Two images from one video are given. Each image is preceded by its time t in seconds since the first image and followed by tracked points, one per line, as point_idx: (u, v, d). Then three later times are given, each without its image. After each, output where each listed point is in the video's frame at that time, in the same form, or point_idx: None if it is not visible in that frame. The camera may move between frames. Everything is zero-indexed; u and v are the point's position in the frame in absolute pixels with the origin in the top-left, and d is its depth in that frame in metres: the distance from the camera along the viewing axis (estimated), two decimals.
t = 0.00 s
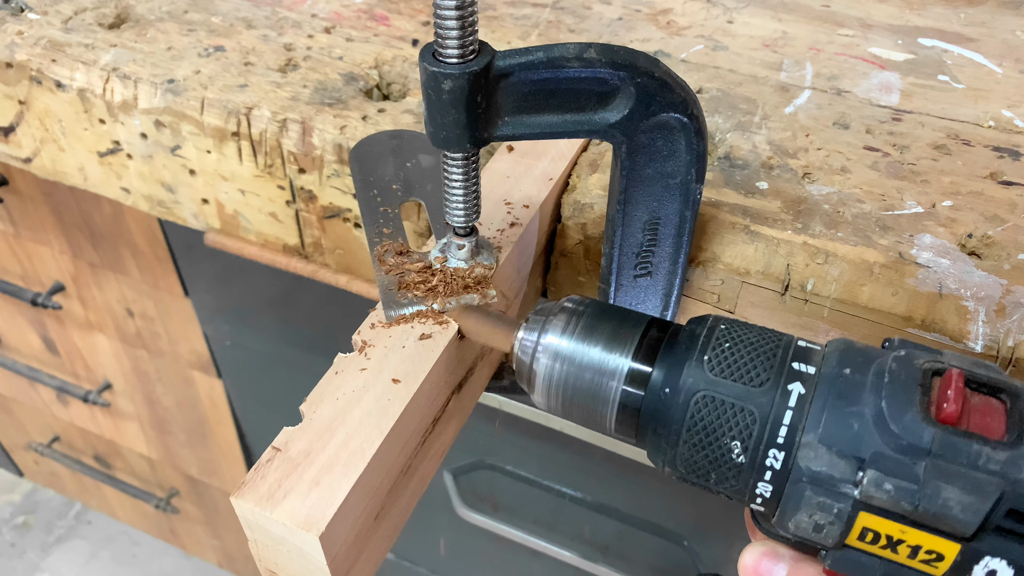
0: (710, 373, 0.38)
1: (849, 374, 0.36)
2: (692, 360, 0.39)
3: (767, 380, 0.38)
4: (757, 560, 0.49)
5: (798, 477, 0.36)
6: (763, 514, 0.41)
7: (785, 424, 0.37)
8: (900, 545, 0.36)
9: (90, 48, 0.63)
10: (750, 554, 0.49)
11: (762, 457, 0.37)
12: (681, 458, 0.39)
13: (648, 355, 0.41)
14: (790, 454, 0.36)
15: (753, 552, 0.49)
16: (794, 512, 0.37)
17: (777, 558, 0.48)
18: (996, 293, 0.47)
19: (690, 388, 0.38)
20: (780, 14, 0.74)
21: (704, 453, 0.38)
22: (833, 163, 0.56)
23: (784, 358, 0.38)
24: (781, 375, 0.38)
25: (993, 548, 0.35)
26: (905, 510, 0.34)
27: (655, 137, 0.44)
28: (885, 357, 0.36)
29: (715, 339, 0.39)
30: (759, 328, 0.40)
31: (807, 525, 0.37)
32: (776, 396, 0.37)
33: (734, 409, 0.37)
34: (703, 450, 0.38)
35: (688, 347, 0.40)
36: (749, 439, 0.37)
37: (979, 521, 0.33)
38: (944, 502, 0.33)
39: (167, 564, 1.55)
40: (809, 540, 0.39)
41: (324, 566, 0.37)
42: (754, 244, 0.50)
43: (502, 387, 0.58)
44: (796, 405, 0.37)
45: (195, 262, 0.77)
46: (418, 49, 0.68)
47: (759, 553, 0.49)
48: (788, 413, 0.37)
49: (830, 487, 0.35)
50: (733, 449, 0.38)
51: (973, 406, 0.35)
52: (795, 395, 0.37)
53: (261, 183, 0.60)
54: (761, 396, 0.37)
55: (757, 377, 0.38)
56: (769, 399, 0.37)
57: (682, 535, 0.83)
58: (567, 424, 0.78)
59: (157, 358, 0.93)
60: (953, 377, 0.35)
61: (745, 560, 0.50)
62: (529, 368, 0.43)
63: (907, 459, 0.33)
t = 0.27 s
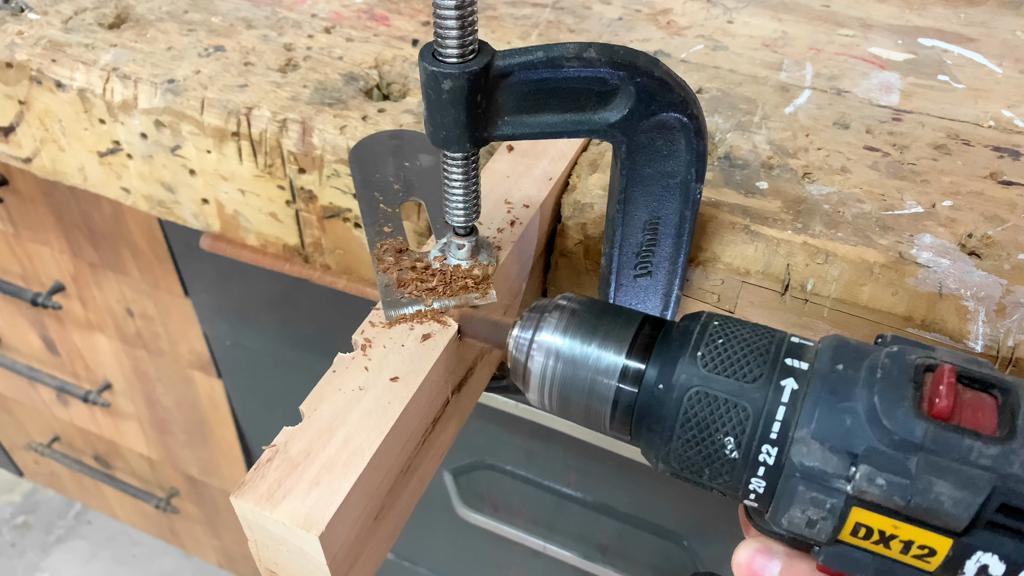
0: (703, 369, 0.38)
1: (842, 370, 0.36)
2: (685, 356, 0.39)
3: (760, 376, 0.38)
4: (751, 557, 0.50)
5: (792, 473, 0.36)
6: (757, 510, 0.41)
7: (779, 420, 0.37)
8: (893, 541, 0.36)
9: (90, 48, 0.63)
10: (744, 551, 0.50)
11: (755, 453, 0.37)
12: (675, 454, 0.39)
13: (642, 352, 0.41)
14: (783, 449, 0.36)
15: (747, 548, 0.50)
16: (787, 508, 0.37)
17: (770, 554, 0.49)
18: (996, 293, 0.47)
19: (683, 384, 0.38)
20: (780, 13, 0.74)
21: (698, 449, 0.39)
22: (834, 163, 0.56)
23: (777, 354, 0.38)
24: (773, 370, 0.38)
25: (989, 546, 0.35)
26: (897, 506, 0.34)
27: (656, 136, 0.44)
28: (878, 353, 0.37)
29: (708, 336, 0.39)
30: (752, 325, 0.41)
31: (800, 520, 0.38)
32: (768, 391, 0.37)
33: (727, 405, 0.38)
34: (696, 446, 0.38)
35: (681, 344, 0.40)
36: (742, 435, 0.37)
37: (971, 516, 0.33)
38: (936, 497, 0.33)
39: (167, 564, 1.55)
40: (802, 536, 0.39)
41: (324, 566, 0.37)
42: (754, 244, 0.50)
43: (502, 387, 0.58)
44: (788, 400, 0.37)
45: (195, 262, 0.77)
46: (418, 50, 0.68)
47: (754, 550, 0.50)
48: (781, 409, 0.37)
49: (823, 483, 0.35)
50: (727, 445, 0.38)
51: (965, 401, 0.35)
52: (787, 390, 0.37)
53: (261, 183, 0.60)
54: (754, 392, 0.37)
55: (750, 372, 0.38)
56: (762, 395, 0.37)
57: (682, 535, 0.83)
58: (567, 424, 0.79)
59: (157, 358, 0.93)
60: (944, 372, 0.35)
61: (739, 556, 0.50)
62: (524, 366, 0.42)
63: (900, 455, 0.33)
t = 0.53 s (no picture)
0: (693, 367, 0.39)
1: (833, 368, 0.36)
2: (676, 354, 0.39)
3: (751, 373, 0.38)
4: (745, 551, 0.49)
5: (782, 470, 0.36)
6: (748, 507, 0.41)
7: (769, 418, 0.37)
8: (882, 537, 0.36)
9: (90, 48, 0.63)
10: (737, 545, 0.49)
11: (745, 451, 0.37)
12: (665, 451, 0.39)
13: (634, 350, 0.41)
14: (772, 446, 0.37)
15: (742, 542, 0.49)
16: (777, 506, 0.37)
17: (763, 550, 0.48)
18: (996, 293, 0.47)
19: (673, 382, 0.39)
20: (780, 13, 0.74)
21: (688, 447, 0.39)
22: (834, 163, 0.56)
23: (767, 351, 0.39)
24: (764, 368, 0.38)
25: (988, 545, 0.35)
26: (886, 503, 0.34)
27: (656, 137, 0.44)
28: (867, 349, 0.37)
29: (698, 333, 0.40)
30: (743, 322, 0.41)
31: (791, 518, 0.37)
32: (758, 389, 0.37)
33: (718, 402, 0.38)
34: (687, 443, 0.39)
35: (672, 341, 0.40)
36: (732, 432, 0.38)
37: (958, 513, 0.33)
38: (925, 493, 0.33)
39: (167, 564, 1.55)
40: (792, 532, 0.39)
41: (324, 566, 0.37)
42: (754, 244, 0.50)
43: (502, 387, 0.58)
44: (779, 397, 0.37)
45: (195, 262, 0.77)
46: (418, 50, 0.68)
47: (747, 545, 0.49)
48: (772, 405, 0.37)
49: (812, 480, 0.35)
50: (718, 443, 0.38)
51: (954, 398, 0.34)
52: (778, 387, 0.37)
53: (261, 183, 0.60)
54: (745, 389, 0.38)
55: (740, 370, 0.38)
56: (752, 392, 0.37)
57: (682, 535, 0.83)
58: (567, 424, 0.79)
59: (157, 358, 0.93)
60: (933, 369, 0.35)
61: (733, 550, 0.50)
62: (516, 365, 0.43)
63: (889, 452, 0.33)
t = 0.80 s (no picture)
0: (685, 363, 0.39)
1: (825, 365, 0.36)
2: (669, 351, 0.39)
3: (743, 370, 0.38)
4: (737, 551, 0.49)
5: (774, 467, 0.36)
6: (742, 505, 0.41)
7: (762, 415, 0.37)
8: (874, 534, 0.36)
9: (90, 48, 0.63)
10: (730, 544, 0.49)
11: (738, 448, 0.37)
12: (658, 448, 0.39)
13: (626, 348, 0.41)
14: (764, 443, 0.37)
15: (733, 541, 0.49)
16: (770, 502, 0.37)
17: (756, 547, 0.48)
18: (996, 293, 0.47)
19: (665, 378, 0.39)
20: (780, 13, 0.74)
21: (681, 444, 0.39)
22: (833, 163, 0.56)
23: (760, 349, 0.39)
24: (757, 365, 0.38)
25: (988, 546, 0.35)
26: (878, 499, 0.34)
27: (656, 136, 0.44)
28: (860, 347, 0.37)
29: (691, 331, 0.40)
30: (736, 320, 0.41)
31: (783, 515, 0.37)
32: (751, 386, 0.37)
33: (710, 399, 0.38)
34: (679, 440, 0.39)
35: (664, 339, 0.40)
36: (725, 429, 0.38)
37: (949, 510, 0.33)
38: (916, 490, 0.33)
39: (167, 564, 1.55)
40: (785, 530, 0.39)
41: (324, 566, 0.37)
42: (754, 244, 0.50)
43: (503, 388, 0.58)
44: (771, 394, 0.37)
45: (195, 262, 0.77)
46: (418, 49, 0.68)
47: (740, 545, 0.48)
48: (764, 403, 0.37)
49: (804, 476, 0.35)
50: (711, 440, 0.38)
51: (946, 395, 0.34)
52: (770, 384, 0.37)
53: (261, 183, 0.60)
54: (737, 386, 0.38)
55: (732, 367, 0.38)
56: (745, 389, 0.37)
57: (682, 535, 0.84)
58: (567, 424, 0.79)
59: (157, 358, 0.93)
60: (925, 366, 0.35)
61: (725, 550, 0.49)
62: (511, 363, 0.44)
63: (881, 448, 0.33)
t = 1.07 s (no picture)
0: (678, 363, 0.39)
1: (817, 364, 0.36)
2: (662, 350, 0.39)
3: (736, 370, 0.38)
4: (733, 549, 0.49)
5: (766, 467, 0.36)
6: (734, 504, 0.41)
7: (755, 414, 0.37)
8: (865, 533, 0.36)
9: (90, 47, 0.63)
10: (725, 543, 0.49)
11: (730, 447, 0.37)
12: (651, 447, 0.40)
13: (620, 348, 0.41)
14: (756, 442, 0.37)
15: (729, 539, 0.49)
16: (762, 501, 0.38)
17: (750, 546, 0.48)
18: (996, 293, 0.47)
19: (658, 378, 0.39)
20: (780, 13, 0.74)
21: (674, 443, 0.39)
22: (834, 163, 0.56)
23: (752, 348, 0.39)
24: (749, 365, 0.38)
25: (990, 546, 0.34)
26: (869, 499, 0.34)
27: (656, 136, 0.44)
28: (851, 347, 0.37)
29: (683, 330, 0.40)
30: (729, 319, 0.41)
31: (775, 513, 0.38)
32: (743, 385, 0.37)
33: (703, 399, 0.38)
34: (672, 439, 0.39)
35: (657, 338, 0.40)
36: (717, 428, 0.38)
37: (940, 509, 0.33)
38: (906, 490, 0.33)
39: (167, 564, 1.55)
40: (778, 528, 0.39)
41: (324, 566, 0.38)
42: (754, 244, 0.50)
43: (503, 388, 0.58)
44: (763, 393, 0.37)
45: (194, 262, 0.77)
46: (418, 49, 0.68)
47: (735, 544, 0.49)
48: (756, 402, 0.37)
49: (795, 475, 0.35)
50: (703, 439, 0.38)
51: (938, 395, 0.34)
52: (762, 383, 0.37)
53: (261, 183, 0.60)
54: (729, 385, 0.38)
55: (725, 366, 0.38)
56: (737, 389, 0.37)
57: (682, 535, 0.83)
58: (567, 424, 0.79)
59: (157, 358, 0.93)
60: (917, 367, 0.34)
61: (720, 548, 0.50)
62: (504, 361, 0.43)
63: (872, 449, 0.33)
